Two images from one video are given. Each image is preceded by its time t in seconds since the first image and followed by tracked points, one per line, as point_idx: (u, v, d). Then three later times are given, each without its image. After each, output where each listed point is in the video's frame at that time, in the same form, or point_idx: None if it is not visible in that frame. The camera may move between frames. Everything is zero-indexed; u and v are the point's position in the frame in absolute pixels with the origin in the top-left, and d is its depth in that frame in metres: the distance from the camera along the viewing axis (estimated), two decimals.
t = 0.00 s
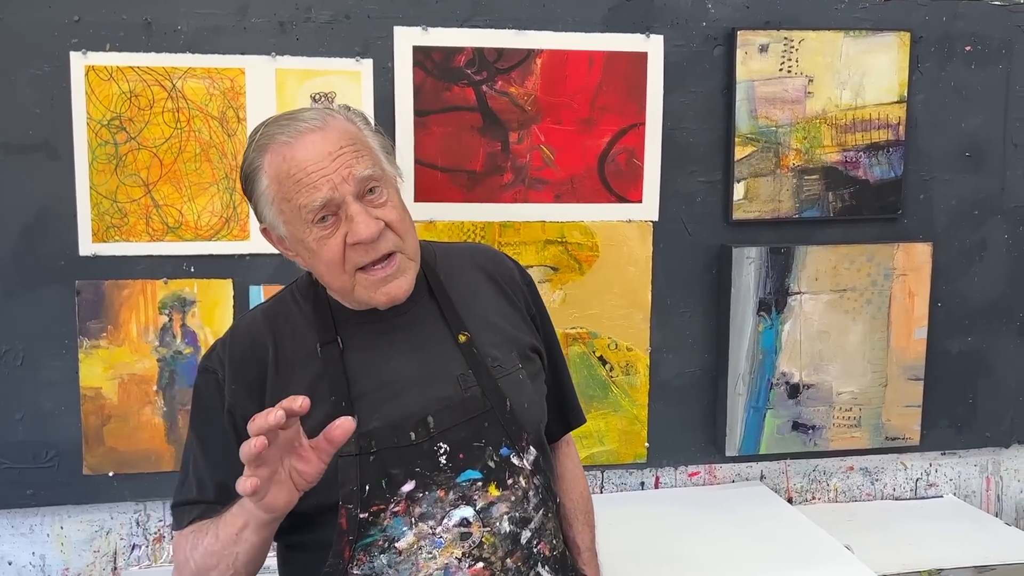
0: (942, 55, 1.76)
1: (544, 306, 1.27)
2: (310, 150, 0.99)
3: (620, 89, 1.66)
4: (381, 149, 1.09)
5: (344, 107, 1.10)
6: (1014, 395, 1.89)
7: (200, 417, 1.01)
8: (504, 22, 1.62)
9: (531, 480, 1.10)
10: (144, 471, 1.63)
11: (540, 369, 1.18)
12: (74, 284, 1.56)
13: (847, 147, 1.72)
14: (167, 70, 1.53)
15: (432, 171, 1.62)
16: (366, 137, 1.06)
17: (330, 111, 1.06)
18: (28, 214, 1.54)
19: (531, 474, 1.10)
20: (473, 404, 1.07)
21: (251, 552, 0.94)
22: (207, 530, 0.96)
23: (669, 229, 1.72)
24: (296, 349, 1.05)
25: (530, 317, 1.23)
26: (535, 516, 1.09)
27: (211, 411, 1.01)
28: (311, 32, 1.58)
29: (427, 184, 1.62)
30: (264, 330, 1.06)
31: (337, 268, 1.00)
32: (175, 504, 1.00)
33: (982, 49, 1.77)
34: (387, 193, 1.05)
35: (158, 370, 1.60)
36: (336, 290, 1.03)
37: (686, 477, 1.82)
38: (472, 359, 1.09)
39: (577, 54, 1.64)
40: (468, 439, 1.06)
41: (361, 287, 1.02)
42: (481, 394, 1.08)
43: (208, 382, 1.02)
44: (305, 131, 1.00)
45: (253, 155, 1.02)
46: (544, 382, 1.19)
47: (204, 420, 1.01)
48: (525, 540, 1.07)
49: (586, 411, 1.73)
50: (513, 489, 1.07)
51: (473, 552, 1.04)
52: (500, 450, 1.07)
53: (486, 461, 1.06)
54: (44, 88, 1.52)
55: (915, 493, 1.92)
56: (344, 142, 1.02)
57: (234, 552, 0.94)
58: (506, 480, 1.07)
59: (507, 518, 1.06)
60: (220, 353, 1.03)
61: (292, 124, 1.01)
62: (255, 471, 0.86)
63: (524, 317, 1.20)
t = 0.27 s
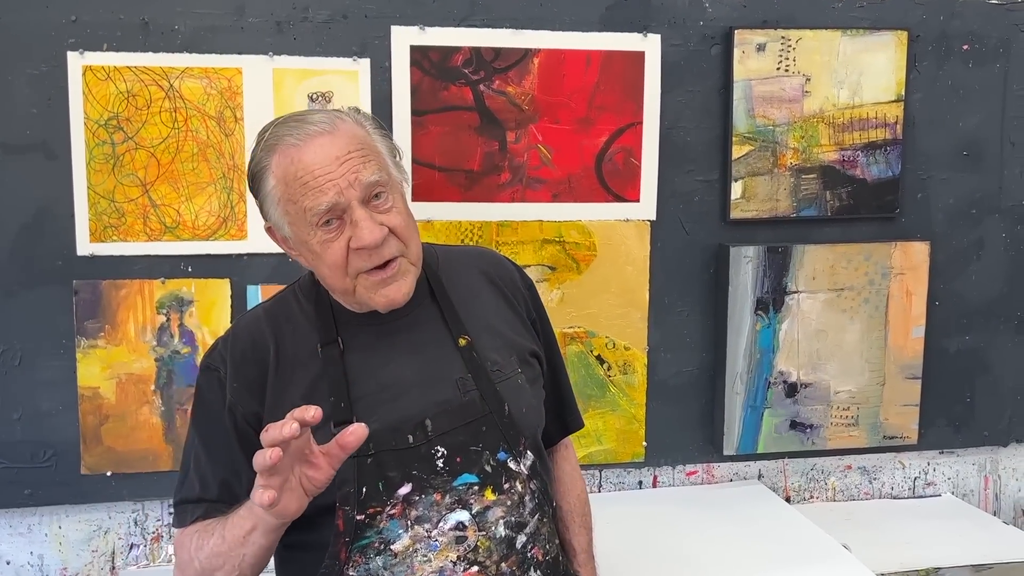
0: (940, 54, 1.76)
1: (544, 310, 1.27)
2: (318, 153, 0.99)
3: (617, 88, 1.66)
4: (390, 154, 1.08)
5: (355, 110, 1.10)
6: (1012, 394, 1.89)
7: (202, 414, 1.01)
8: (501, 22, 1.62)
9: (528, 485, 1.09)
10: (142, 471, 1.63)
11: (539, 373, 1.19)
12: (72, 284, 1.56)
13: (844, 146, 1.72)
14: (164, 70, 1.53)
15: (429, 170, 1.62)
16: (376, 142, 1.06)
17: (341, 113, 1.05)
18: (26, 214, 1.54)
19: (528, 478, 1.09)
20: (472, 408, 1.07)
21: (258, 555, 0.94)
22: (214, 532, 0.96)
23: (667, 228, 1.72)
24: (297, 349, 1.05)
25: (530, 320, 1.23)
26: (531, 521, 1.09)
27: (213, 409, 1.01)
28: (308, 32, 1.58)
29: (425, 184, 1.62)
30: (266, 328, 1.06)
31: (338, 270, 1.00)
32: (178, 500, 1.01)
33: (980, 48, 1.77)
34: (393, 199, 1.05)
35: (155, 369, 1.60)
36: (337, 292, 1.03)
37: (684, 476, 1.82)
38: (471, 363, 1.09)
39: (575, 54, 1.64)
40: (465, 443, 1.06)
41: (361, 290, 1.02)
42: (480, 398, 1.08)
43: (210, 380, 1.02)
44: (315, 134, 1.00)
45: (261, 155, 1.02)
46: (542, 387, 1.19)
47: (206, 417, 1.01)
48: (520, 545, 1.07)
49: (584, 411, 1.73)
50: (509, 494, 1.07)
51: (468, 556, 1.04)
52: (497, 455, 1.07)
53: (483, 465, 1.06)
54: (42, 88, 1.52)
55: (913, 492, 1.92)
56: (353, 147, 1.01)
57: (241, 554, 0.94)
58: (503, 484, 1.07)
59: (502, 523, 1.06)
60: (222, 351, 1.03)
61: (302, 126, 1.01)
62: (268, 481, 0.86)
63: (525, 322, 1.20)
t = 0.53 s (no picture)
0: (939, 53, 1.75)
1: (545, 314, 1.27)
2: (327, 142, 1.00)
3: (616, 88, 1.66)
4: (401, 150, 1.08)
5: (373, 101, 1.10)
6: (1011, 393, 1.89)
7: (199, 403, 1.02)
8: (499, 21, 1.62)
9: (520, 488, 1.09)
10: (141, 470, 1.63)
11: (536, 377, 1.19)
12: (72, 284, 1.57)
13: (843, 145, 1.72)
14: (163, 70, 1.53)
15: (428, 169, 1.62)
16: (388, 136, 1.06)
17: (357, 104, 1.06)
18: (25, 214, 1.54)
19: (521, 481, 1.09)
20: (467, 409, 1.07)
21: (250, 543, 0.95)
22: (207, 519, 0.97)
23: (666, 227, 1.72)
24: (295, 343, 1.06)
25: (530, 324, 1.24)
26: (522, 525, 1.08)
27: (210, 398, 1.02)
28: (307, 31, 1.58)
29: (423, 183, 1.62)
30: (266, 320, 1.06)
31: (335, 261, 1.01)
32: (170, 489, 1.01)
33: (979, 47, 1.77)
34: (398, 195, 1.04)
35: (155, 369, 1.61)
36: (333, 281, 1.04)
37: (683, 475, 1.82)
38: (469, 365, 1.10)
39: (573, 53, 1.64)
40: (459, 444, 1.05)
41: (356, 282, 1.02)
42: (476, 400, 1.08)
43: (209, 370, 1.03)
44: (327, 122, 1.01)
45: (273, 138, 1.03)
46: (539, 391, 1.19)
47: (203, 406, 1.02)
48: (511, 548, 1.06)
49: (583, 410, 1.73)
50: (501, 496, 1.06)
51: (458, 557, 1.03)
52: (491, 457, 1.07)
53: (476, 466, 1.06)
54: (41, 88, 1.52)
55: (912, 491, 1.92)
56: (363, 139, 1.01)
57: (234, 543, 0.95)
58: (495, 487, 1.06)
59: (493, 525, 1.05)
60: (221, 341, 1.04)
61: (315, 114, 1.01)
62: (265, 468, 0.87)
63: (524, 326, 1.20)
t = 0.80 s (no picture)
0: (938, 53, 1.75)
1: (545, 315, 1.27)
2: (347, 96, 1.03)
3: (615, 88, 1.66)
4: (423, 127, 1.10)
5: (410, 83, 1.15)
6: (1011, 392, 1.89)
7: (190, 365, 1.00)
8: (498, 21, 1.62)
9: (506, 483, 1.08)
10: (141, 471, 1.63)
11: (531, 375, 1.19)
12: (71, 284, 1.57)
13: (842, 145, 1.72)
14: (162, 71, 1.54)
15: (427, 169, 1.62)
16: (413, 108, 1.09)
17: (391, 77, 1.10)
18: (24, 214, 1.54)
19: (507, 477, 1.08)
20: (460, 398, 1.07)
21: (219, 481, 0.91)
22: (178, 462, 0.94)
23: (665, 227, 1.72)
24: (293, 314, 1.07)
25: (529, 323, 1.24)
26: (504, 520, 1.07)
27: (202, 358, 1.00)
28: (306, 32, 1.58)
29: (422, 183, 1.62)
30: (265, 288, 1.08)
31: (331, 209, 1.02)
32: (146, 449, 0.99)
33: (978, 47, 1.77)
34: (406, 162, 1.05)
35: (155, 369, 1.61)
36: (328, 236, 1.04)
37: (683, 475, 1.82)
38: (465, 356, 1.10)
39: (572, 53, 1.64)
40: (449, 432, 1.05)
41: (345, 237, 1.01)
42: (469, 390, 1.08)
43: (204, 329, 1.02)
44: (353, 81, 1.05)
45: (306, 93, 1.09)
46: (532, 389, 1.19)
47: (194, 366, 1.00)
48: (490, 542, 1.05)
49: (583, 410, 1.73)
50: (486, 489, 1.05)
51: (436, 546, 1.01)
52: (479, 448, 1.06)
53: (464, 456, 1.04)
54: (41, 89, 1.52)
55: (912, 490, 1.92)
56: (384, 100, 1.04)
57: (203, 480, 0.92)
58: (481, 479, 1.05)
59: (475, 517, 1.04)
60: (219, 302, 1.04)
61: (347, 74, 1.06)
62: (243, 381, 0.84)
63: (524, 326, 1.20)
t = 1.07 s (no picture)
0: (937, 53, 1.76)
1: (546, 325, 1.27)
2: (370, 91, 1.03)
3: (615, 88, 1.66)
4: (442, 129, 1.10)
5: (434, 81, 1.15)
6: (1011, 392, 1.89)
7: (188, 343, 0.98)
8: (498, 22, 1.62)
9: (489, 492, 1.07)
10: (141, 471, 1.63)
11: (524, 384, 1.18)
12: (72, 285, 1.57)
13: (842, 145, 1.72)
14: (162, 72, 1.54)
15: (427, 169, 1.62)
16: (435, 108, 1.09)
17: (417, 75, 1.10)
18: (25, 215, 1.54)
19: (491, 486, 1.07)
20: (450, 403, 1.06)
21: (205, 438, 0.90)
22: (164, 427, 0.93)
23: (665, 227, 1.72)
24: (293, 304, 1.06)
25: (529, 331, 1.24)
26: (483, 529, 1.06)
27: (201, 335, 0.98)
28: (306, 32, 1.58)
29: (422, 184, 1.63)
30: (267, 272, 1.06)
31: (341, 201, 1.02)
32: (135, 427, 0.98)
33: (978, 47, 1.77)
34: (421, 162, 1.05)
35: (155, 369, 1.61)
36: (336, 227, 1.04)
37: (683, 475, 1.82)
38: (459, 361, 1.09)
39: (572, 53, 1.64)
40: (435, 437, 1.04)
41: (352, 231, 1.01)
42: (460, 396, 1.07)
43: (205, 306, 0.99)
44: (377, 76, 1.05)
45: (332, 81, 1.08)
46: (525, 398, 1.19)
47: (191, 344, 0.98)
48: (467, 551, 1.05)
49: (583, 410, 1.73)
50: (467, 497, 1.05)
51: (411, 550, 1.02)
52: (465, 456, 1.05)
53: (448, 463, 1.04)
54: (41, 90, 1.53)
55: (912, 490, 1.92)
56: (406, 99, 1.04)
57: (189, 439, 0.90)
58: (463, 486, 1.05)
59: (454, 525, 1.04)
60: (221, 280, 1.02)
61: (372, 68, 1.06)
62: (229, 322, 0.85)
63: (523, 334, 1.20)
